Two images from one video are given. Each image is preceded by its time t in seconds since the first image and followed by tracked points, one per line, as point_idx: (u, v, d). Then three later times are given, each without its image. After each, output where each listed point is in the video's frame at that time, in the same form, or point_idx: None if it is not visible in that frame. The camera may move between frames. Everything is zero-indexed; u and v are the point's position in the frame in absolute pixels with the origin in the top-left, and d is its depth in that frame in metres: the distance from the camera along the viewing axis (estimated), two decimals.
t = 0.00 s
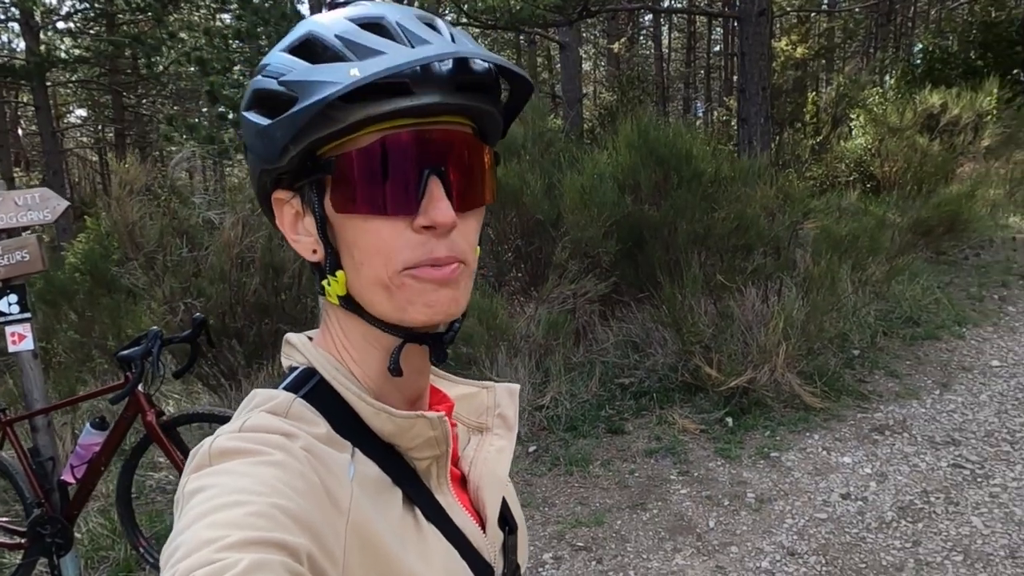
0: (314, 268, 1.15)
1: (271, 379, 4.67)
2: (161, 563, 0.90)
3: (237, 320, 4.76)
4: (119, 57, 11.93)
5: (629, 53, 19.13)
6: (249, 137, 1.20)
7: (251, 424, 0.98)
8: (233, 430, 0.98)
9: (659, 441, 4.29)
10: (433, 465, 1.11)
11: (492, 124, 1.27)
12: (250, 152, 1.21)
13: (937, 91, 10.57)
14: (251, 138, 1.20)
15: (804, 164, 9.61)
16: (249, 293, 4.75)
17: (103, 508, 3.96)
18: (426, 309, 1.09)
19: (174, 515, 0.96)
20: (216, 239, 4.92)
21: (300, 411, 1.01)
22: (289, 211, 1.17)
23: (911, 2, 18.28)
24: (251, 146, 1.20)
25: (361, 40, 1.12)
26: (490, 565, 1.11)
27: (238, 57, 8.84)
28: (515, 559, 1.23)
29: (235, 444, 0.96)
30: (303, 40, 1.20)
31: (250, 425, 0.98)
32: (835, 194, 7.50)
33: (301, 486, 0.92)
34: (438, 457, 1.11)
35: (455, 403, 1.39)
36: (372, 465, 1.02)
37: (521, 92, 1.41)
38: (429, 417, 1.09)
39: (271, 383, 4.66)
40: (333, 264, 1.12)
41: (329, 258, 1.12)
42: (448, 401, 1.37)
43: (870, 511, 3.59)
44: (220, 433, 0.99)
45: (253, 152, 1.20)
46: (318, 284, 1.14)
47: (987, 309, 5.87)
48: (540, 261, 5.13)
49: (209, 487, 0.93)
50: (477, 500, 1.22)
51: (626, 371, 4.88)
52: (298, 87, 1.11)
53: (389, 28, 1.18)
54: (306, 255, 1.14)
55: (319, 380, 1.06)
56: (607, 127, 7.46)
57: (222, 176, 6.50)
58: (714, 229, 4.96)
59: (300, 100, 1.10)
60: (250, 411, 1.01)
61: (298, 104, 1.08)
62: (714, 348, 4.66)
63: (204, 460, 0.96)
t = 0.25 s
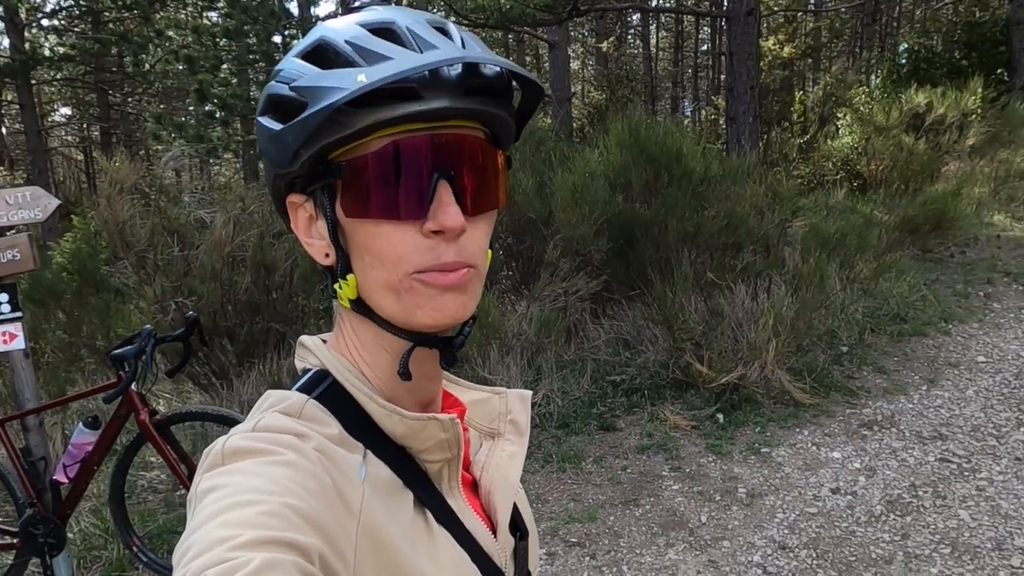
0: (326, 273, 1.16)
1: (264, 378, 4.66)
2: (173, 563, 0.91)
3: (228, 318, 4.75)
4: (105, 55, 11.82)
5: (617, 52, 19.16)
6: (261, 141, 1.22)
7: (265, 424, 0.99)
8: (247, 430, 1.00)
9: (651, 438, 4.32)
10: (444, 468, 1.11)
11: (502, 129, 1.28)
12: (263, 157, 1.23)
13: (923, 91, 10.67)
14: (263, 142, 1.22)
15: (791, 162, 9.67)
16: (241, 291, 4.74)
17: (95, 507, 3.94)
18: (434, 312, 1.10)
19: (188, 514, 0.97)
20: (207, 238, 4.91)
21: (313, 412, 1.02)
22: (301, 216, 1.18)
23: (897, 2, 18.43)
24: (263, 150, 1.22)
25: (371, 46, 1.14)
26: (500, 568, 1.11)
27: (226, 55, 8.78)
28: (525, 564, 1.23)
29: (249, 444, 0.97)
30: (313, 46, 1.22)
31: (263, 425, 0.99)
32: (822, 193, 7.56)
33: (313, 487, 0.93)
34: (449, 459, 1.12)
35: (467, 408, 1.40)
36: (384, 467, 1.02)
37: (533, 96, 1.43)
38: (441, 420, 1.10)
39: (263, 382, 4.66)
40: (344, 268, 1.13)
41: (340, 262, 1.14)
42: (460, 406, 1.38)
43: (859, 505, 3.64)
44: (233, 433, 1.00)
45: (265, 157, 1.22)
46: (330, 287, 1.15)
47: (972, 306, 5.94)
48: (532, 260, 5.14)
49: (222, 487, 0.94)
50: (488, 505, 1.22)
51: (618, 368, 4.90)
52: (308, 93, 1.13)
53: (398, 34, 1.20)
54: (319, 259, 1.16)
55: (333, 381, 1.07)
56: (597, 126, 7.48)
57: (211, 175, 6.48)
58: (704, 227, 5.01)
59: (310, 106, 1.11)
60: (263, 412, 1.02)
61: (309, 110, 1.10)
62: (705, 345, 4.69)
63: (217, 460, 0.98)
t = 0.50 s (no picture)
0: (340, 269, 1.17)
1: (255, 377, 4.65)
2: (183, 557, 0.91)
3: (218, 318, 4.73)
4: (90, 53, 11.71)
5: (605, 52, 19.19)
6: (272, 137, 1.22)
7: (273, 420, 0.99)
8: (255, 425, 1.00)
9: (642, 435, 4.34)
10: (453, 463, 1.11)
11: (514, 128, 1.30)
12: (274, 153, 1.23)
13: (908, 90, 10.77)
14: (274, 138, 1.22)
15: (778, 161, 9.73)
16: (231, 291, 4.72)
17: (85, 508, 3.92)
18: (448, 312, 1.11)
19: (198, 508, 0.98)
20: (196, 237, 4.89)
21: (322, 408, 1.02)
22: (313, 212, 1.19)
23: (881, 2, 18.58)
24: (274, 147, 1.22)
25: (391, 46, 1.15)
26: (507, 563, 1.11)
27: (213, 53, 8.73)
28: (532, 559, 1.24)
29: (256, 439, 0.97)
30: (328, 43, 1.22)
31: (271, 420, 0.99)
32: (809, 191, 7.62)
33: (320, 482, 0.93)
34: (457, 456, 1.11)
35: (476, 405, 1.41)
36: (393, 462, 1.03)
37: (543, 94, 1.45)
38: (449, 416, 1.10)
39: (254, 381, 4.65)
40: (358, 267, 1.14)
41: (354, 261, 1.14)
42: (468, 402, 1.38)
43: (848, 499, 3.68)
44: (242, 428, 1.01)
45: (277, 153, 1.22)
46: (343, 285, 1.15)
47: (958, 303, 6.01)
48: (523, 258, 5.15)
49: (230, 482, 0.94)
50: (496, 501, 1.23)
51: (608, 366, 4.93)
52: (328, 93, 1.13)
53: (416, 32, 1.22)
54: (330, 256, 1.17)
55: (341, 377, 1.07)
56: (586, 125, 7.50)
57: (199, 174, 6.44)
58: (694, 224, 5.04)
59: (331, 106, 1.12)
60: (271, 407, 1.03)
61: (330, 110, 1.10)
62: (695, 342, 4.73)
63: (226, 454, 0.98)
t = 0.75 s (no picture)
0: (339, 275, 1.15)
1: (242, 378, 4.63)
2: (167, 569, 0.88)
3: (205, 319, 4.70)
4: (74, 52, 11.60)
5: (593, 52, 19.21)
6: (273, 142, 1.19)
7: (260, 429, 0.97)
8: (241, 435, 0.97)
9: (630, 434, 4.36)
10: (438, 469, 1.11)
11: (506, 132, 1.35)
12: (269, 155, 1.19)
13: (893, 90, 10.86)
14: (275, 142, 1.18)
15: (764, 161, 9.77)
16: (217, 291, 4.70)
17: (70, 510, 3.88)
18: (457, 315, 1.13)
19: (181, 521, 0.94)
20: (183, 237, 4.86)
21: (307, 417, 1.01)
22: (308, 217, 1.15)
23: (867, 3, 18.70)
24: (275, 151, 1.18)
25: (408, 52, 1.16)
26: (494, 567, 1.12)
27: (199, 52, 8.68)
28: (517, 562, 1.25)
29: (242, 448, 0.95)
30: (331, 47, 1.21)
31: (257, 429, 0.97)
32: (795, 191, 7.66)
33: (309, 490, 0.92)
34: (442, 462, 1.11)
35: (458, 408, 1.41)
36: (380, 469, 1.02)
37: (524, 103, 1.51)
38: (436, 422, 1.10)
39: (242, 382, 4.63)
40: (364, 272, 1.12)
41: (358, 266, 1.12)
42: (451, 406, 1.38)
43: (835, 498, 3.71)
44: (227, 437, 0.98)
45: (274, 156, 1.18)
46: (344, 290, 1.13)
47: (942, 302, 6.07)
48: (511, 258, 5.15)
49: (215, 492, 0.92)
50: (480, 505, 1.23)
51: (597, 366, 4.94)
52: (346, 98, 1.12)
53: (425, 38, 1.24)
54: (324, 261, 1.13)
55: (326, 385, 1.06)
56: (574, 125, 7.51)
57: (186, 174, 6.40)
58: (682, 224, 5.06)
59: (350, 111, 1.11)
60: (255, 416, 1.00)
61: (352, 114, 1.09)
62: (682, 342, 4.75)
63: (211, 465, 0.95)
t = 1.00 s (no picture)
0: (308, 269, 1.15)
1: (230, 377, 4.61)
2: None
3: (192, 317, 4.68)
4: (61, 48, 11.48)
5: (583, 50, 19.20)
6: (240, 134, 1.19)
7: (232, 432, 0.96)
8: (213, 440, 0.96)
9: (619, 432, 4.37)
10: (416, 469, 1.11)
11: (482, 121, 1.33)
12: (238, 150, 1.20)
13: (881, 90, 10.91)
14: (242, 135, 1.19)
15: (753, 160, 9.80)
16: (205, 290, 4.67)
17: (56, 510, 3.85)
18: (427, 308, 1.12)
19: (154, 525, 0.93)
20: (169, 235, 4.83)
21: (282, 418, 1.00)
22: (280, 213, 1.15)
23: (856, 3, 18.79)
24: (241, 143, 1.18)
25: (367, 38, 1.15)
26: (472, 565, 1.12)
27: (187, 50, 8.62)
28: (497, 560, 1.24)
29: (216, 453, 0.94)
30: (296, 39, 1.21)
31: (230, 433, 0.96)
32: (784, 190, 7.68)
33: (284, 495, 0.91)
34: (420, 461, 1.11)
35: (435, 406, 1.40)
36: (356, 470, 1.01)
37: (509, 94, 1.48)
38: (413, 422, 1.09)
39: (229, 381, 4.61)
40: (332, 266, 1.12)
41: (327, 260, 1.12)
42: (429, 404, 1.37)
43: (822, 495, 3.73)
44: (199, 441, 0.97)
45: (241, 149, 1.18)
46: (313, 285, 1.13)
47: (929, 300, 6.11)
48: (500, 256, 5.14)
49: (189, 497, 0.91)
50: (459, 503, 1.23)
51: (585, 364, 4.95)
52: (304, 86, 1.12)
53: (389, 26, 1.23)
54: (296, 258, 1.13)
55: (301, 384, 1.05)
56: (564, 123, 7.51)
57: (173, 172, 6.36)
58: (671, 223, 5.07)
59: (308, 97, 1.10)
60: (229, 418, 0.99)
61: (308, 101, 1.09)
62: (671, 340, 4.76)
63: (184, 470, 0.93)
